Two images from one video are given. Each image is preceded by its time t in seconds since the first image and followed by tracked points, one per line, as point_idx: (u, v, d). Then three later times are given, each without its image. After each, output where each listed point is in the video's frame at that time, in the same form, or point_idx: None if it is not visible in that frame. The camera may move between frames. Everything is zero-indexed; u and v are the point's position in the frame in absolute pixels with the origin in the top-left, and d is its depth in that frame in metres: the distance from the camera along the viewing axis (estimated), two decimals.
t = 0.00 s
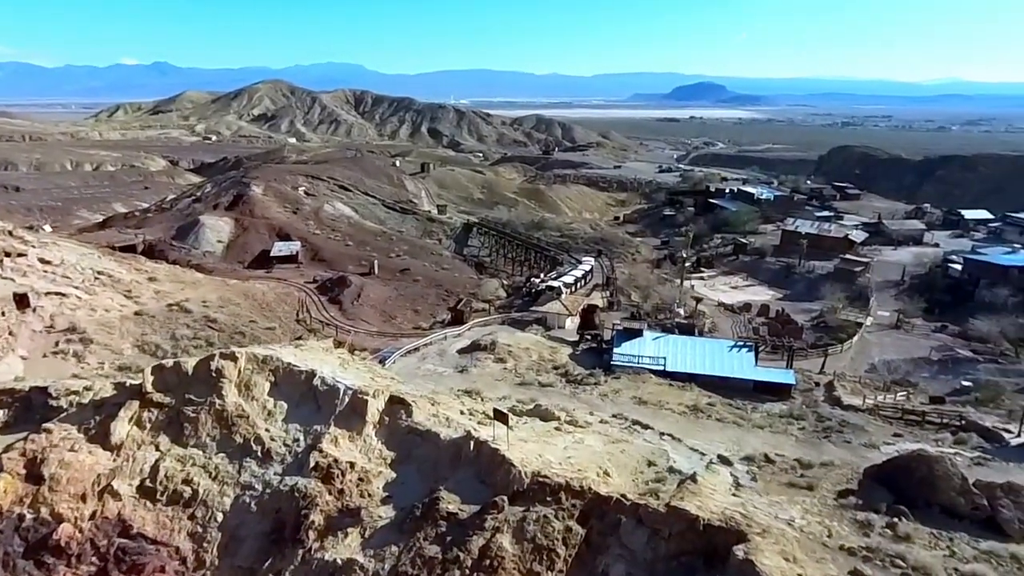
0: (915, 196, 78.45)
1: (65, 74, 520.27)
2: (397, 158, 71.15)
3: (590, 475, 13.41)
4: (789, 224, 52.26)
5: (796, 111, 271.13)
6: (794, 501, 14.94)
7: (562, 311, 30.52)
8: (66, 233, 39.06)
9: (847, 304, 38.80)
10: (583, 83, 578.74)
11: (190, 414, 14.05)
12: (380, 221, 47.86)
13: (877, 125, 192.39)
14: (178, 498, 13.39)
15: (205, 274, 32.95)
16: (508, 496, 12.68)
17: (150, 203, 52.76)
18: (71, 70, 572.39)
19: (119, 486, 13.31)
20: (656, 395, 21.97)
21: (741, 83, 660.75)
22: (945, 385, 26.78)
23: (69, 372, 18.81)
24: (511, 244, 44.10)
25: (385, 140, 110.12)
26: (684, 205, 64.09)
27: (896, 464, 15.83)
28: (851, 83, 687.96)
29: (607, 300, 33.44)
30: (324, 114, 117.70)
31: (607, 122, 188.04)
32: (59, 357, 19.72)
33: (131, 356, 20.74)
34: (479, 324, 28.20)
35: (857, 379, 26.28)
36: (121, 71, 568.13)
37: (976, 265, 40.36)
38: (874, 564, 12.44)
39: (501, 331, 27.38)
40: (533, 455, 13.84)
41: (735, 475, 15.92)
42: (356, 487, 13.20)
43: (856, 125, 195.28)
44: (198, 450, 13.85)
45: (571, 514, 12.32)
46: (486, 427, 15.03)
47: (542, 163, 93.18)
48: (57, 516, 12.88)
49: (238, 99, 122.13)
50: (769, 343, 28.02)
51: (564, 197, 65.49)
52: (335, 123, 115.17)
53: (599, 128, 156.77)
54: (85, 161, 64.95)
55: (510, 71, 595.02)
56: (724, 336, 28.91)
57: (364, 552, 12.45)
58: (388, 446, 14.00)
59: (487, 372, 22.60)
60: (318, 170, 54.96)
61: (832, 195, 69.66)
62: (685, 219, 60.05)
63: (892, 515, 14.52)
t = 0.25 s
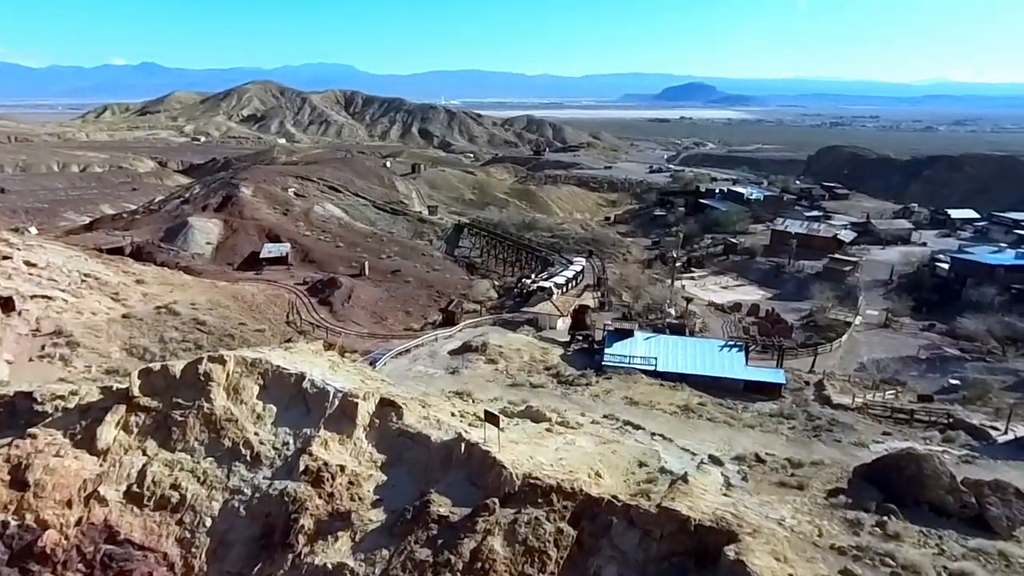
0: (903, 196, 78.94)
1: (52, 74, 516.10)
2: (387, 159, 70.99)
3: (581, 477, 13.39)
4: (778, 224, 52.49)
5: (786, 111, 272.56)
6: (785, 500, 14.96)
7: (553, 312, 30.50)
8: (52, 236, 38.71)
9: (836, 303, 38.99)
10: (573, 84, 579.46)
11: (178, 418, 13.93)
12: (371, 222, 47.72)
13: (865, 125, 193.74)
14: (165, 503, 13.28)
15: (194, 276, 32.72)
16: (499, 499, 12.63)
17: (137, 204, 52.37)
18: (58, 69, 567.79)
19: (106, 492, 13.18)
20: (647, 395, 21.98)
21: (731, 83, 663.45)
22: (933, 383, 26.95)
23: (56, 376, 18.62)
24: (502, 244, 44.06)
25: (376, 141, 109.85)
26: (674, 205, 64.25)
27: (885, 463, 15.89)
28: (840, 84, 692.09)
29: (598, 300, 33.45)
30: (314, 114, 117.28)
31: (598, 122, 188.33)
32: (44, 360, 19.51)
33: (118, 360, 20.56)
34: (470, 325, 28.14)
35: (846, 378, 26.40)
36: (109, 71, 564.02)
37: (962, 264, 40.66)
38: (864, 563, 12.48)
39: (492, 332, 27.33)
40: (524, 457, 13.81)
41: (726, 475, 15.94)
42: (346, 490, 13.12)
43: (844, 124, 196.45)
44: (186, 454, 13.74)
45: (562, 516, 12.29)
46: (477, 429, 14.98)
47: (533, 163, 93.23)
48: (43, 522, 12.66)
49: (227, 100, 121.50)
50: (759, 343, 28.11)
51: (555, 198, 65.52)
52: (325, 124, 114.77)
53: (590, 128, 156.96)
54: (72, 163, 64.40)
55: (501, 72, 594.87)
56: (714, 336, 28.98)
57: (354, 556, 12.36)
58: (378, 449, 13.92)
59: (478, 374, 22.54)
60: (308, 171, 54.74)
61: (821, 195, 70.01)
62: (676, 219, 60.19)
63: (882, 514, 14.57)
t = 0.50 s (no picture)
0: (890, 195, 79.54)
1: (36, 74, 511.10)
2: (376, 160, 70.76)
3: (573, 478, 13.35)
4: (767, 224, 52.72)
5: (774, 111, 274.29)
6: (775, 499, 15.00)
7: (543, 312, 30.48)
8: (37, 238, 38.30)
9: (825, 302, 39.19)
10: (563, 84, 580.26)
11: (165, 422, 13.79)
12: (360, 223, 47.53)
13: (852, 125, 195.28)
14: (153, 508, 13.14)
15: (181, 279, 32.47)
16: (491, 500, 12.58)
17: (124, 206, 51.90)
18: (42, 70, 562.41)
19: (91, 498, 13.04)
20: (638, 395, 21.99)
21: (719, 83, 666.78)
22: (920, 381, 27.14)
23: (41, 379, 18.40)
24: (492, 245, 44.00)
25: (365, 142, 109.50)
26: (664, 205, 64.40)
27: (873, 461, 15.93)
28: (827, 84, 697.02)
29: (588, 301, 33.45)
30: (303, 115, 116.72)
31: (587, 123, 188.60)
32: (29, 365, 19.26)
33: (104, 363, 20.34)
34: (460, 326, 28.05)
35: (835, 377, 26.54)
36: (94, 72, 559.27)
37: (949, 263, 40.45)
38: (854, 561, 12.52)
39: (483, 333, 27.27)
40: (515, 458, 13.76)
41: (716, 474, 15.96)
42: (336, 494, 13.02)
43: (831, 124, 197.76)
44: (173, 459, 13.60)
45: (553, 517, 12.24)
46: (468, 431, 14.91)
47: (522, 164, 93.24)
48: (27, 529, 12.53)
49: (215, 101, 120.72)
50: (748, 342, 28.20)
51: (544, 198, 65.52)
52: (314, 125, 114.28)
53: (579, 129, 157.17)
54: (57, 164, 63.73)
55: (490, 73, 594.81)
56: (704, 336, 29.05)
57: (344, 560, 12.27)
58: (369, 451, 13.82)
59: (469, 375, 22.48)
60: (296, 172, 54.46)
61: (809, 195, 70.41)
62: (665, 219, 60.34)
63: (871, 511, 14.62)
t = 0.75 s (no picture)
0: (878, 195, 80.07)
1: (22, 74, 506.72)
2: (367, 161, 70.53)
3: (565, 478, 13.34)
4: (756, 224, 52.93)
5: (762, 112, 275.78)
6: (766, 497, 15.02)
7: (535, 313, 30.46)
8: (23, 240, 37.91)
9: (814, 301, 39.38)
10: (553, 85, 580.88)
11: (154, 426, 13.67)
12: (351, 224, 47.36)
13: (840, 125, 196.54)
14: (142, 512, 13.02)
15: (170, 281, 32.23)
16: (483, 502, 12.54)
17: (112, 207, 51.46)
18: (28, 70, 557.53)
19: (80, 502, 12.90)
20: (630, 395, 22.00)
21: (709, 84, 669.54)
22: (908, 378, 27.32)
23: (28, 383, 18.19)
24: (483, 246, 43.97)
25: (355, 143, 109.20)
26: (654, 205, 64.54)
27: (863, 458, 15.98)
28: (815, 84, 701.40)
29: (579, 301, 33.46)
30: (292, 116, 116.22)
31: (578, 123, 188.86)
32: (15, 368, 19.04)
33: (92, 366, 20.14)
34: (452, 327, 27.98)
35: (825, 375, 26.67)
36: (81, 72, 555.10)
37: (937, 262, 40.40)
38: (845, 559, 12.57)
39: (474, 334, 27.22)
40: (508, 459, 13.73)
41: (708, 473, 15.97)
42: (328, 496, 12.95)
43: (820, 124, 198.94)
44: (163, 463, 13.48)
45: (547, 518, 12.20)
46: (460, 432, 14.87)
47: (513, 164, 93.25)
48: (14, 535, 12.31)
49: (203, 101, 119.98)
50: (739, 341, 28.29)
51: (535, 198, 65.53)
52: (304, 125, 113.84)
53: (569, 129, 157.36)
54: (43, 165, 63.11)
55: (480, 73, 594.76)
56: (695, 335, 29.12)
57: (337, 563, 12.21)
58: (361, 453, 13.76)
59: (461, 376, 22.42)
60: (286, 173, 54.21)
61: (799, 195, 70.78)
62: (656, 219, 60.47)
63: (861, 509, 14.66)
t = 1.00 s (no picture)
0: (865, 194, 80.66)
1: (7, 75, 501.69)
2: (356, 162, 70.27)
3: (556, 479, 13.32)
4: (745, 223, 53.16)
5: (751, 113, 277.24)
6: (756, 495, 15.06)
7: (525, 313, 30.44)
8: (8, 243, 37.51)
9: (802, 300, 39.60)
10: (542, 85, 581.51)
11: (141, 430, 13.56)
12: (340, 225, 47.18)
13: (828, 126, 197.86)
14: (130, 517, 12.90)
15: (158, 283, 32.00)
16: (474, 503, 12.51)
17: (98, 209, 51.02)
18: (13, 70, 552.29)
19: (66, 508, 12.77)
20: (621, 395, 22.01)
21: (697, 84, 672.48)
22: (896, 376, 27.50)
23: (12, 387, 17.96)
24: (473, 246, 43.93)
25: (344, 144, 108.81)
26: (644, 206, 64.69)
27: (852, 455, 16.05)
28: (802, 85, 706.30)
29: (570, 301, 33.47)
30: (281, 116, 115.67)
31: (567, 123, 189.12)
32: None
33: (79, 370, 19.93)
34: (442, 328, 27.92)
35: (813, 373, 26.80)
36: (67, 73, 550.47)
37: (923, 261, 40.85)
38: (833, 556, 12.63)
39: (465, 335, 27.16)
40: (499, 460, 13.70)
41: (698, 472, 16.00)
42: (318, 499, 12.89)
43: (807, 124, 200.20)
44: (150, 467, 13.37)
45: (538, 518, 12.18)
46: (451, 433, 14.82)
47: (503, 165, 93.22)
48: None
49: (191, 102, 119.21)
50: (728, 340, 28.38)
51: (525, 199, 65.52)
52: (292, 126, 113.30)
53: (559, 130, 157.53)
54: (28, 166, 62.49)
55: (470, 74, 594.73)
56: (684, 335, 29.20)
57: (327, 566, 12.16)
58: (351, 456, 13.68)
59: (451, 377, 22.37)
60: (274, 174, 53.90)
61: (787, 194, 71.17)
62: (646, 219, 60.62)
63: (849, 506, 14.74)
